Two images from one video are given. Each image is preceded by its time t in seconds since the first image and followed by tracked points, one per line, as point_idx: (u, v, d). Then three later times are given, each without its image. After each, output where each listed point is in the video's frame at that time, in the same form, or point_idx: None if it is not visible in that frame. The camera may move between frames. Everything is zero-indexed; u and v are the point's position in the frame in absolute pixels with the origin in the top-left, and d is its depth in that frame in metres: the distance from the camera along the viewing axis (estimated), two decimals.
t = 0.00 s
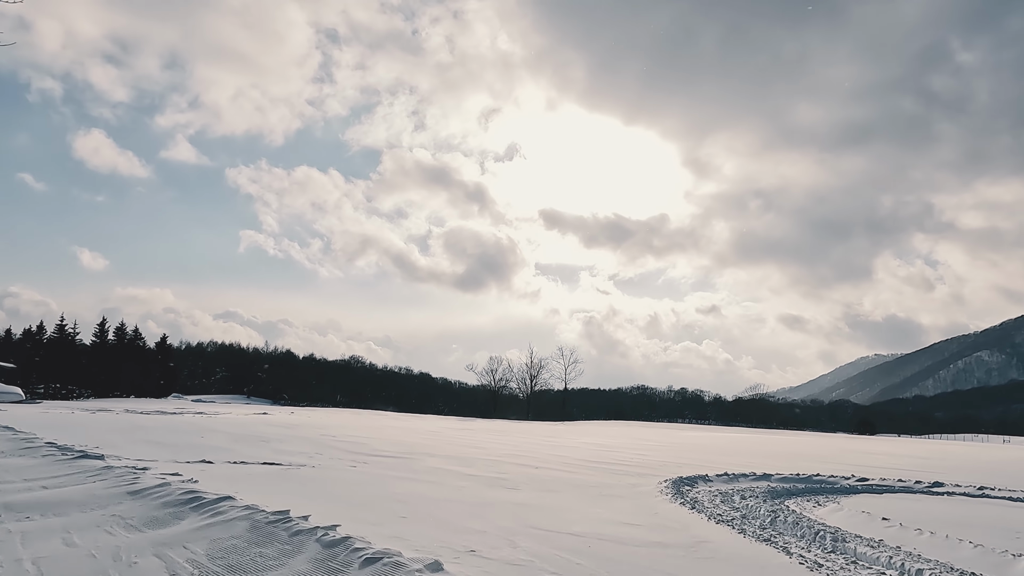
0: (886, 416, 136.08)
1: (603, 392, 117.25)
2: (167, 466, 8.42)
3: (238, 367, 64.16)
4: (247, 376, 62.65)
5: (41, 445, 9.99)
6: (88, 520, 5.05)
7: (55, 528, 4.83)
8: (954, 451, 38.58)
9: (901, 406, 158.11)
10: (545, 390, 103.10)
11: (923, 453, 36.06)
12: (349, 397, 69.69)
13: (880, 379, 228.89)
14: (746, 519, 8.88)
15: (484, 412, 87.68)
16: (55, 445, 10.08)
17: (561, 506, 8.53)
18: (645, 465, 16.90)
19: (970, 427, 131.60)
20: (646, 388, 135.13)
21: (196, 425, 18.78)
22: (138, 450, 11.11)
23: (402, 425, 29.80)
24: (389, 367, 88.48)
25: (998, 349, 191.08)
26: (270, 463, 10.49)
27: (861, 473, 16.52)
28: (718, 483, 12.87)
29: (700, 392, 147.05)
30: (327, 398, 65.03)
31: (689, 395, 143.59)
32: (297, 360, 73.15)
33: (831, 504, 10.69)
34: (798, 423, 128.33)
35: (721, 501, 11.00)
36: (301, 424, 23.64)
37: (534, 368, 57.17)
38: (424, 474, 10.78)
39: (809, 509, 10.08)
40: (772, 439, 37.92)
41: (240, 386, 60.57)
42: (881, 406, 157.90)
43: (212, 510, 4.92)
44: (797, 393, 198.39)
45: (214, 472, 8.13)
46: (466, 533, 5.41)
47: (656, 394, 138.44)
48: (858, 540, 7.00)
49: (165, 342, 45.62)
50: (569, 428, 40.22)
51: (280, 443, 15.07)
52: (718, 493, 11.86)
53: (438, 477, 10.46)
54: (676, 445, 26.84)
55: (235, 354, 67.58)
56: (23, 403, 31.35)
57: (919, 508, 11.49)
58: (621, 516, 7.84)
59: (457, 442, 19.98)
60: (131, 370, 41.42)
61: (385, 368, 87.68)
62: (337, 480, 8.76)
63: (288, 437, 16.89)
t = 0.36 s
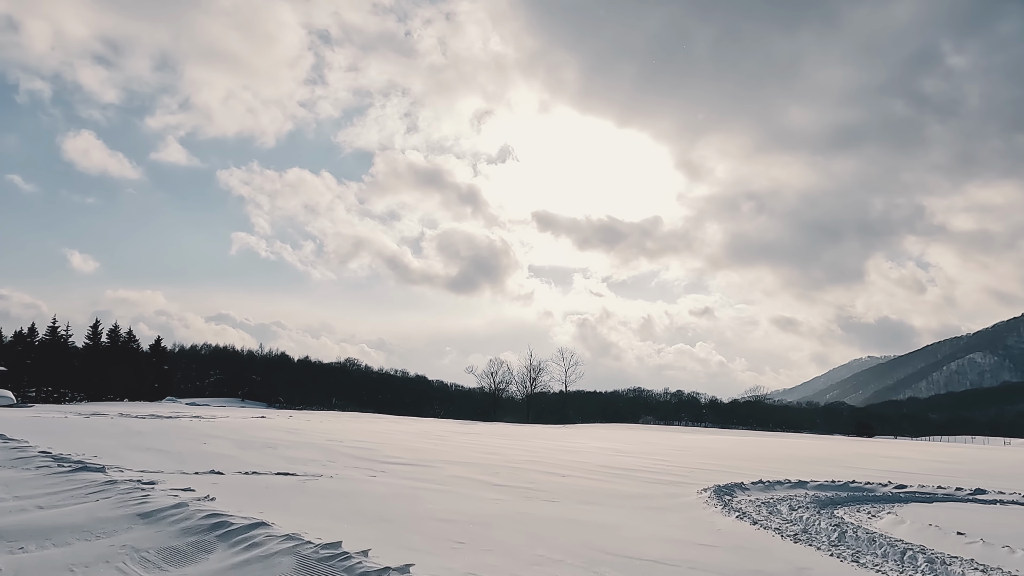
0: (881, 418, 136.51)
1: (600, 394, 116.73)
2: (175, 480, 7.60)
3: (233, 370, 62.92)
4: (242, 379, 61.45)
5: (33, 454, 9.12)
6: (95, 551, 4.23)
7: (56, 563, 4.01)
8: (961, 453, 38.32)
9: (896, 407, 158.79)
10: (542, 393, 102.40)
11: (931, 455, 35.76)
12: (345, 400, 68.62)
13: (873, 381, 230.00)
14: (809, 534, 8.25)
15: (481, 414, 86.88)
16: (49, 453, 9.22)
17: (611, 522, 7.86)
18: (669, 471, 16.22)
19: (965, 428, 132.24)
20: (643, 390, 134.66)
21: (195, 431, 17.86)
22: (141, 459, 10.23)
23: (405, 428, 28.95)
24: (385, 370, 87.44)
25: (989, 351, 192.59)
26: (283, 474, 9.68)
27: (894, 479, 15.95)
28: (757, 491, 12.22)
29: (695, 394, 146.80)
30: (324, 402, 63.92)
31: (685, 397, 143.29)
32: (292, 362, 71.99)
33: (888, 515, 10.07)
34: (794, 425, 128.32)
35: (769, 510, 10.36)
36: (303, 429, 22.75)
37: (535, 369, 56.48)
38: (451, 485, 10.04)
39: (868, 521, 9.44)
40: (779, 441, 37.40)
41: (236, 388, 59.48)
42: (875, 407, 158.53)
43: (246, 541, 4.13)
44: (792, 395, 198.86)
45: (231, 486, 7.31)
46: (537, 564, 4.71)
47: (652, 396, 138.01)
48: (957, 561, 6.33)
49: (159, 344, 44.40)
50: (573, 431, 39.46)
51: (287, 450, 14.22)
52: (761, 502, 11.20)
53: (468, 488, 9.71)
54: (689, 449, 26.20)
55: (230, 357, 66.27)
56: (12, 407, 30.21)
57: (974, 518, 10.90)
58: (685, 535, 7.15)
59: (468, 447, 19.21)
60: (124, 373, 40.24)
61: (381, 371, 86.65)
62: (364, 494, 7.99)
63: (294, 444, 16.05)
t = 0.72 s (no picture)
0: (881, 417, 136.41)
1: (600, 394, 116.10)
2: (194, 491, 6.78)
3: (232, 370, 61.92)
4: (241, 379, 60.51)
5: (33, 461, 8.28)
6: None
7: None
8: (974, 453, 37.77)
9: (894, 407, 158.85)
10: (542, 393, 101.71)
11: (945, 456, 35.21)
12: (345, 401, 67.69)
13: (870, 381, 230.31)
14: (890, 548, 7.54)
15: (481, 415, 86.10)
16: (51, 460, 8.37)
17: (679, 538, 7.11)
18: (702, 476, 15.44)
19: (964, 428, 132.33)
20: (642, 390, 134.06)
21: (200, 433, 16.99)
22: (150, 465, 9.39)
23: (413, 430, 28.12)
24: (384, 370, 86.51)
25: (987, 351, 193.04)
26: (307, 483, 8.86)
27: (936, 483, 15.26)
28: (805, 498, 11.53)
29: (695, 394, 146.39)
30: (324, 403, 62.92)
31: (684, 397, 142.86)
32: (291, 363, 71.03)
33: (958, 524, 9.38)
34: (794, 425, 128.00)
35: (828, 517, 9.68)
36: (311, 431, 21.93)
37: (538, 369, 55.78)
38: (490, 493, 9.27)
39: (943, 532, 8.75)
40: (792, 442, 36.73)
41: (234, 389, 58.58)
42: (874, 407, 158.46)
43: None
44: (790, 395, 198.68)
45: (257, 500, 6.49)
46: None
47: (651, 396, 137.46)
48: None
49: (157, 344, 43.39)
50: (581, 431, 38.68)
51: (302, 454, 13.39)
52: (812, 509, 10.55)
53: (508, 497, 8.92)
54: (706, 450, 25.49)
55: (228, 357, 65.32)
56: (8, 408, 29.28)
57: None
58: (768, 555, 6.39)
59: (486, 449, 18.39)
60: (122, 374, 39.31)
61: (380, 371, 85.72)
62: (404, 506, 7.21)
63: (306, 447, 15.20)
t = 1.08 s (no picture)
0: (887, 418, 135.42)
1: (606, 395, 115.22)
2: (226, 502, 6.01)
3: (236, 372, 61.17)
4: (245, 380, 59.80)
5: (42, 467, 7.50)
6: None
7: None
8: (997, 453, 36.92)
9: (900, 407, 157.79)
10: (547, 394, 100.85)
11: (969, 457, 34.36)
12: (350, 402, 66.93)
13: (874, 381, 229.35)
14: (1002, 563, 6.79)
15: (487, 416, 85.29)
16: (62, 466, 7.60)
17: (771, 557, 6.35)
18: (743, 479, 14.63)
19: (970, 428, 131.33)
20: (647, 390, 133.20)
21: (211, 436, 16.18)
22: (169, 471, 8.60)
23: (428, 431, 27.30)
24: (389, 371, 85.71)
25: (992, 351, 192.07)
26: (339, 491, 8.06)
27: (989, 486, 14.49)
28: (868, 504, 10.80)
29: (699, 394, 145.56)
30: (330, 404, 62.11)
31: (689, 397, 142.14)
32: (295, 364, 70.27)
33: None
34: (800, 425, 127.20)
35: (907, 526, 8.95)
36: (325, 433, 21.16)
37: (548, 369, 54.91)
38: (541, 501, 8.48)
39: None
40: (811, 443, 35.91)
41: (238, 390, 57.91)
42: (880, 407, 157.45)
43: None
44: (794, 395, 197.70)
45: (299, 514, 5.70)
46: None
47: (656, 396, 136.60)
48: None
49: (163, 345, 42.59)
50: (595, 432, 37.82)
51: (324, 457, 12.60)
52: (883, 516, 9.81)
53: (563, 506, 8.16)
54: (731, 451, 24.68)
55: (233, 358, 64.62)
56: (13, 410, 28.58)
57: None
58: None
59: (510, 452, 17.56)
60: (127, 375, 38.57)
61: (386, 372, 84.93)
62: (462, 517, 6.44)
63: (325, 450, 14.42)
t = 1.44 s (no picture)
0: (909, 421, 132.70)
1: (622, 399, 113.88)
2: (281, 519, 5.30)
3: (253, 377, 60.95)
4: (262, 386, 59.49)
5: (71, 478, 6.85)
6: None
7: None
8: None
9: (921, 411, 154.81)
10: (563, 398, 99.91)
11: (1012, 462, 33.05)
12: (366, 407, 66.45)
13: (893, 384, 225.62)
14: None
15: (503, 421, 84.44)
16: (93, 476, 6.96)
17: None
18: (800, 487, 13.74)
19: (995, 432, 128.42)
20: (663, 394, 131.75)
21: (238, 443, 15.61)
22: (206, 482, 7.91)
23: (452, 436, 26.61)
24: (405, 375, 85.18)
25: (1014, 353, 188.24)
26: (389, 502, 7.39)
27: None
28: (957, 517, 9.93)
29: (716, 398, 143.76)
30: (346, 409, 61.59)
31: (705, 401, 140.50)
32: (311, 369, 69.92)
33: None
34: (819, 429, 125.13)
35: (1017, 542, 8.12)
36: (351, 439, 20.53)
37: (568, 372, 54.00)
38: (612, 515, 7.72)
39: None
40: (844, 448, 34.79)
41: (255, 395, 57.55)
42: (900, 411, 154.54)
43: None
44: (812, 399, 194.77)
45: (367, 533, 4.97)
46: None
47: (672, 400, 135.05)
48: None
49: (182, 350, 42.24)
50: (620, 437, 36.92)
51: (360, 465, 11.92)
52: (980, 531, 8.97)
53: (641, 520, 7.41)
54: (769, 457, 23.71)
55: (250, 364, 64.37)
56: (34, 416, 28.30)
57: None
58: None
59: (546, 458, 16.79)
60: (146, 381, 38.18)
61: (401, 376, 84.41)
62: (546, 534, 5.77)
63: (357, 457, 13.74)
